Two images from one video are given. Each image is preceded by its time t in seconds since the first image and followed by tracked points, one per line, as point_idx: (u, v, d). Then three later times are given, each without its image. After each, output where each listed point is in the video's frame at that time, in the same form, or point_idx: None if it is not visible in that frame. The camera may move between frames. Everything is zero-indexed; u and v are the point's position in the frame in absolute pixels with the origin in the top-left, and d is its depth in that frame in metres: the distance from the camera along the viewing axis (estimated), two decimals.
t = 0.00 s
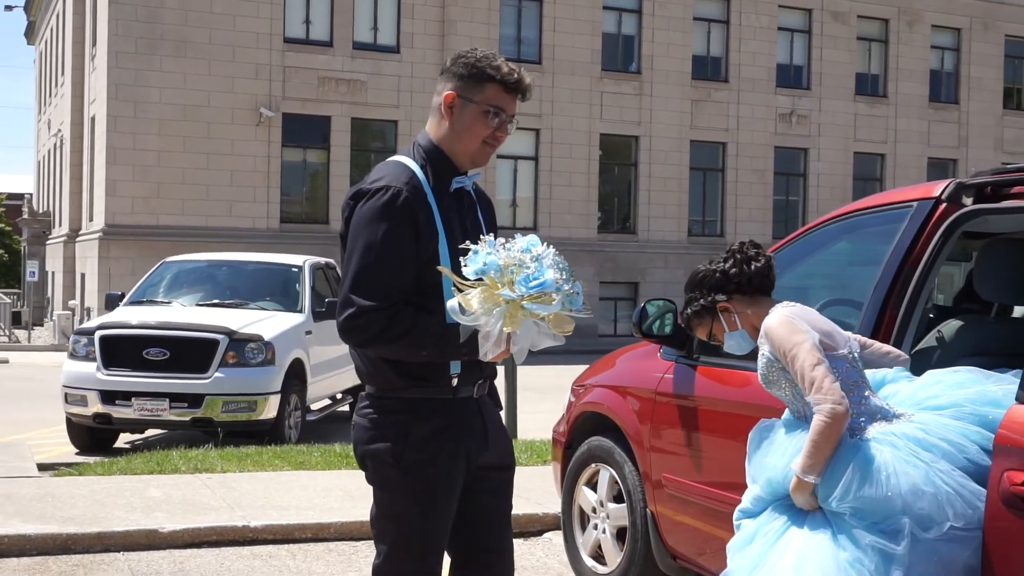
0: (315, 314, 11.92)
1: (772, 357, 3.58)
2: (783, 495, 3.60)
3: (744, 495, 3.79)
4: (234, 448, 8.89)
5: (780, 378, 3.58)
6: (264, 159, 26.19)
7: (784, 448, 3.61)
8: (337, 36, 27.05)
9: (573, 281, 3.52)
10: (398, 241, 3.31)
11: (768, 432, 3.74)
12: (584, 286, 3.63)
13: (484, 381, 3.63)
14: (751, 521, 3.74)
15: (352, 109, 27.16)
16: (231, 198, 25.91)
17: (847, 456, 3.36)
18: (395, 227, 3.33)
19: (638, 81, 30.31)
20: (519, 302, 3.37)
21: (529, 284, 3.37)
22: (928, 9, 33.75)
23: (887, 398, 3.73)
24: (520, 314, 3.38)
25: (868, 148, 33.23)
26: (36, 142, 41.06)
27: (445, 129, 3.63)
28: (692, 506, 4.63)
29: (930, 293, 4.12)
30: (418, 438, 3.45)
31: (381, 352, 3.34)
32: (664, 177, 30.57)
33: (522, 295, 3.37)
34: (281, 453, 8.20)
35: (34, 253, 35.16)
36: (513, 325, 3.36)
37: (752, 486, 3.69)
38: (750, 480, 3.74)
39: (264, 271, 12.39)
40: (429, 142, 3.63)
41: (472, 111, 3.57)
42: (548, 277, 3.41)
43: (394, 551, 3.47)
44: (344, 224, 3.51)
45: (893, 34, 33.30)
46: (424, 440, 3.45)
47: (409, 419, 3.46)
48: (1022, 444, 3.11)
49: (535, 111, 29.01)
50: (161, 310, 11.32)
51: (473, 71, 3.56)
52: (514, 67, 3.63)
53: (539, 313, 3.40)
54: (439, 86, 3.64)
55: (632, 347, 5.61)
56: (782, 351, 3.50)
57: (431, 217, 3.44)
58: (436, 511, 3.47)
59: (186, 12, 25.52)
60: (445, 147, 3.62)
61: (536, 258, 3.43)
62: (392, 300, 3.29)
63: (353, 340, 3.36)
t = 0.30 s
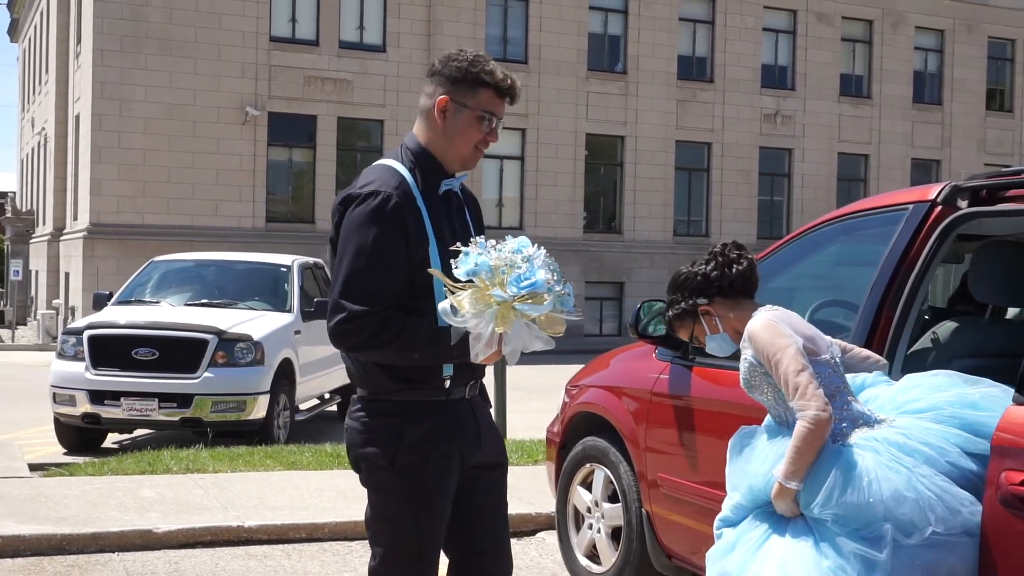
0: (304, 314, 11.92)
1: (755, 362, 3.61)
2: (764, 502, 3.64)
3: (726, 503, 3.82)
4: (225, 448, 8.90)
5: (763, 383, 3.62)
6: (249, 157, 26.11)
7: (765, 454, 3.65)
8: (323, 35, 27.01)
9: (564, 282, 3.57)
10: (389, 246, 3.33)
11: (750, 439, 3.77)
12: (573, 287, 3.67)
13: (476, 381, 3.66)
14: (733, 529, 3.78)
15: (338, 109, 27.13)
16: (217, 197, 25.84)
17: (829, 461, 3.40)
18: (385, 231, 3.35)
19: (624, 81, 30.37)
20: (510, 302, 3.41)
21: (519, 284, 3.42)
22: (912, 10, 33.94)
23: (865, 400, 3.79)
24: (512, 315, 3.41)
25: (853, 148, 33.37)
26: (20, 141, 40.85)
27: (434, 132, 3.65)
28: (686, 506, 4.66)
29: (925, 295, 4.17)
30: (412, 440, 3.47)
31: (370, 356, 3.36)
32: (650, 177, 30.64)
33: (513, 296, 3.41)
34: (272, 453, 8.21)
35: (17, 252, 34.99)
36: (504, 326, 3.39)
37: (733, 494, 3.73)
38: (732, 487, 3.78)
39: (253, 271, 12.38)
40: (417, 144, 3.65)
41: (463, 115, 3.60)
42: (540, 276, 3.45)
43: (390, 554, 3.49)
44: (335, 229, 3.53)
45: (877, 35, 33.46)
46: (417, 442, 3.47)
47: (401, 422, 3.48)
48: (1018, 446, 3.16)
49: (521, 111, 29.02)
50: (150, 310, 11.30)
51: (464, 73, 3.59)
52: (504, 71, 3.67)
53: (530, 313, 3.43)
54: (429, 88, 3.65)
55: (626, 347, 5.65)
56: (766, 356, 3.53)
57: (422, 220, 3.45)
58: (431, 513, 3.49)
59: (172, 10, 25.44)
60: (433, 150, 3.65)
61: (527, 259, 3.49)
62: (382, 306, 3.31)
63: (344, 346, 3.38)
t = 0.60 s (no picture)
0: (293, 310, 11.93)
1: (738, 357, 3.64)
2: (743, 501, 3.69)
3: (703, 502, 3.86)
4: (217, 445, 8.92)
5: (746, 378, 3.64)
6: (234, 154, 26.06)
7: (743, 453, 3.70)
8: (308, 31, 26.96)
9: (555, 270, 3.57)
10: (380, 242, 3.38)
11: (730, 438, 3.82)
12: (565, 275, 3.68)
13: (473, 372, 3.69)
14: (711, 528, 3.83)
15: (323, 105, 27.10)
16: (201, 194, 25.77)
17: (812, 459, 3.44)
18: (377, 227, 3.39)
19: (608, 78, 30.42)
20: (501, 292, 3.42)
21: (508, 273, 3.43)
22: (894, 7, 34.10)
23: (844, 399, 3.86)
24: (503, 304, 3.43)
25: (836, 145, 33.51)
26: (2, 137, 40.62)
27: (426, 129, 3.68)
28: (683, 500, 4.71)
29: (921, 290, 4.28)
30: (412, 433, 3.50)
31: (363, 352, 3.39)
32: (634, 173, 30.71)
33: (503, 285, 3.42)
34: (264, 449, 8.23)
35: None
36: (495, 315, 3.40)
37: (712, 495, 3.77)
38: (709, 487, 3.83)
39: (241, 267, 12.38)
40: (407, 140, 3.68)
41: (457, 114, 3.64)
42: (529, 265, 3.45)
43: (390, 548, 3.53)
44: (326, 225, 3.58)
45: (860, 32, 33.60)
46: (417, 433, 3.50)
47: (401, 414, 3.51)
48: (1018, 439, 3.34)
49: (506, 107, 29.02)
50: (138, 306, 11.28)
51: (457, 72, 3.61)
52: (497, 71, 3.71)
53: (520, 302, 3.44)
54: (419, 85, 3.68)
55: (621, 343, 5.70)
56: (750, 352, 3.56)
57: (413, 215, 3.49)
58: (434, 505, 3.53)
59: (156, 5, 25.34)
60: (425, 147, 3.68)
61: (515, 248, 3.49)
62: (375, 301, 3.35)
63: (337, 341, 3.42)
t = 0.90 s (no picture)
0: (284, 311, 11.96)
1: (731, 354, 3.70)
2: (725, 502, 3.73)
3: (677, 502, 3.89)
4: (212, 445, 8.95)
5: (736, 375, 3.71)
6: (221, 155, 26.04)
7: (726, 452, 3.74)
8: (295, 32, 26.94)
9: (544, 266, 3.59)
10: (375, 241, 3.42)
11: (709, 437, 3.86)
12: (556, 271, 3.69)
13: (474, 371, 3.73)
14: (687, 531, 3.86)
15: (311, 105, 27.10)
16: (188, 194, 25.73)
17: (799, 462, 3.51)
18: (371, 228, 3.43)
19: (595, 79, 30.49)
20: (490, 289, 3.45)
21: (496, 270, 3.45)
22: (879, 10, 34.28)
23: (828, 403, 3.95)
24: (492, 300, 3.46)
25: (822, 146, 33.66)
26: None
27: (420, 133, 3.73)
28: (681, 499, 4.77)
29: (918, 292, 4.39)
30: (416, 430, 3.54)
31: (360, 349, 3.43)
32: (621, 174, 30.81)
33: (491, 283, 3.44)
34: (259, 450, 8.27)
35: None
36: (485, 311, 3.43)
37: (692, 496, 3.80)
38: (687, 487, 3.85)
39: (232, 268, 12.41)
40: (401, 144, 3.73)
41: (451, 117, 3.69)
42: (516, 262, 3.49)
43: (396, 549, 3.58)
44: (324, 227, 3.63)
45: (845, 34, 33.77)
46: (421, 429, 3.54)
47: (406, 410, 3.55)
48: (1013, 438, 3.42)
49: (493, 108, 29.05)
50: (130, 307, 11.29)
51: (449, 76, 3.68)
52: (488, 76, 3.77)
53: (510, 299, 3.47)
54: (413, 90, 3.73)
55: (619, 344, 5.78)
56: (743, 350, 3.62)
57: (408, 215, 3.54)
58: (441, 502, 3.57)
59: (143, 6, 25.29)
60: (418, 150, 3.73)
61: (503, 245, 3.52)
62: (370, 299, 3.39)
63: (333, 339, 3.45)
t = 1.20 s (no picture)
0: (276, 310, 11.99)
1: (727, 346, 3.75)
2: (711, 496, 3.78)
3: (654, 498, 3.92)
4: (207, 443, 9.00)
5: (729, 368, 3.77)
6: (208, 154, 26.01)
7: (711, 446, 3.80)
8: (283, 32, 26.90)
9: (530, 264, 3.62)
10: (370, 239, 3.48)
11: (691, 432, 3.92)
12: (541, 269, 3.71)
13: (462, 369, 3.77)
14: (668, 524, 3.88)
15: (298, 105, 27.09)
16: (176, 194, 25.70)
17: (790, 457, 3.61)
18: (366, 226, 3.49)
19: (582, 79, 30.55)
20: (475, 286, 3.48)
21: (480, 268, 3.49)
22: (865, 11, 34.44)
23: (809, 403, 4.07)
24: (476, 297, 3.49)
25: (807, 146, 33.80)
26: None
27: (415, 137, 3.78)
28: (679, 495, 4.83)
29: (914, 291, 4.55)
30: (410, 425, 3.57)
31: (351, 341, 3.49)
32: (608, 174, 30.90)
33: (475, 280, 3.48)
34: (255, 448, 8.31)
35: None
36: (467, 307, 3.46)
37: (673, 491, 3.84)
38: (666, 482, 3.89)
39: (223, 268, 12.43)
40: (396, 148, 3.78)
41: (445, 122, 3.74)
42: (498, 260, 3.53)
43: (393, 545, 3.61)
44: (320, 225, 3.69)
45: (830, 35, 33.93)
46: (414, 422, 3.58)
47: (398, 403, 3.58)
48: (1010, 436, 3.52)
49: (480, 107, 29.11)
50: (121, 306, 11.30)
51: (446, 82, 3.73)
52: (482, 83, 3.82)
53: (495, 296, 3.50)
54: (409, 95, 3.78)
55: (615, 343, 5.85)
56: (741, 345, 3.68)
57: (401, 214, 3.60)
58: (434, 496, 3.60)
59: (130, 5, 25.25)
60: (412, 154, 3.78)
61: (486, 244, 3.57)
62: (361, 293, 3.45)
63: (326, 334, 3.52)
